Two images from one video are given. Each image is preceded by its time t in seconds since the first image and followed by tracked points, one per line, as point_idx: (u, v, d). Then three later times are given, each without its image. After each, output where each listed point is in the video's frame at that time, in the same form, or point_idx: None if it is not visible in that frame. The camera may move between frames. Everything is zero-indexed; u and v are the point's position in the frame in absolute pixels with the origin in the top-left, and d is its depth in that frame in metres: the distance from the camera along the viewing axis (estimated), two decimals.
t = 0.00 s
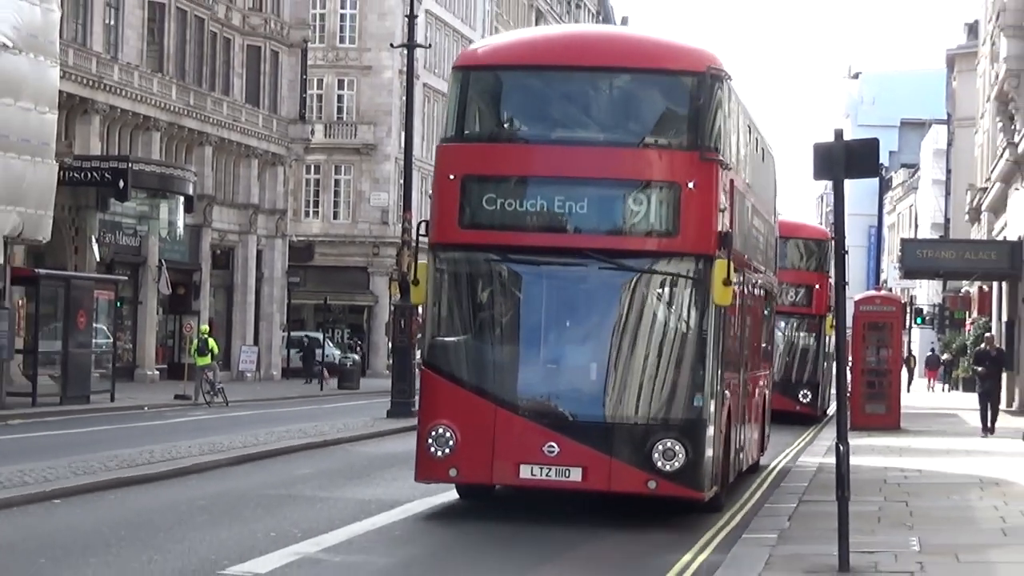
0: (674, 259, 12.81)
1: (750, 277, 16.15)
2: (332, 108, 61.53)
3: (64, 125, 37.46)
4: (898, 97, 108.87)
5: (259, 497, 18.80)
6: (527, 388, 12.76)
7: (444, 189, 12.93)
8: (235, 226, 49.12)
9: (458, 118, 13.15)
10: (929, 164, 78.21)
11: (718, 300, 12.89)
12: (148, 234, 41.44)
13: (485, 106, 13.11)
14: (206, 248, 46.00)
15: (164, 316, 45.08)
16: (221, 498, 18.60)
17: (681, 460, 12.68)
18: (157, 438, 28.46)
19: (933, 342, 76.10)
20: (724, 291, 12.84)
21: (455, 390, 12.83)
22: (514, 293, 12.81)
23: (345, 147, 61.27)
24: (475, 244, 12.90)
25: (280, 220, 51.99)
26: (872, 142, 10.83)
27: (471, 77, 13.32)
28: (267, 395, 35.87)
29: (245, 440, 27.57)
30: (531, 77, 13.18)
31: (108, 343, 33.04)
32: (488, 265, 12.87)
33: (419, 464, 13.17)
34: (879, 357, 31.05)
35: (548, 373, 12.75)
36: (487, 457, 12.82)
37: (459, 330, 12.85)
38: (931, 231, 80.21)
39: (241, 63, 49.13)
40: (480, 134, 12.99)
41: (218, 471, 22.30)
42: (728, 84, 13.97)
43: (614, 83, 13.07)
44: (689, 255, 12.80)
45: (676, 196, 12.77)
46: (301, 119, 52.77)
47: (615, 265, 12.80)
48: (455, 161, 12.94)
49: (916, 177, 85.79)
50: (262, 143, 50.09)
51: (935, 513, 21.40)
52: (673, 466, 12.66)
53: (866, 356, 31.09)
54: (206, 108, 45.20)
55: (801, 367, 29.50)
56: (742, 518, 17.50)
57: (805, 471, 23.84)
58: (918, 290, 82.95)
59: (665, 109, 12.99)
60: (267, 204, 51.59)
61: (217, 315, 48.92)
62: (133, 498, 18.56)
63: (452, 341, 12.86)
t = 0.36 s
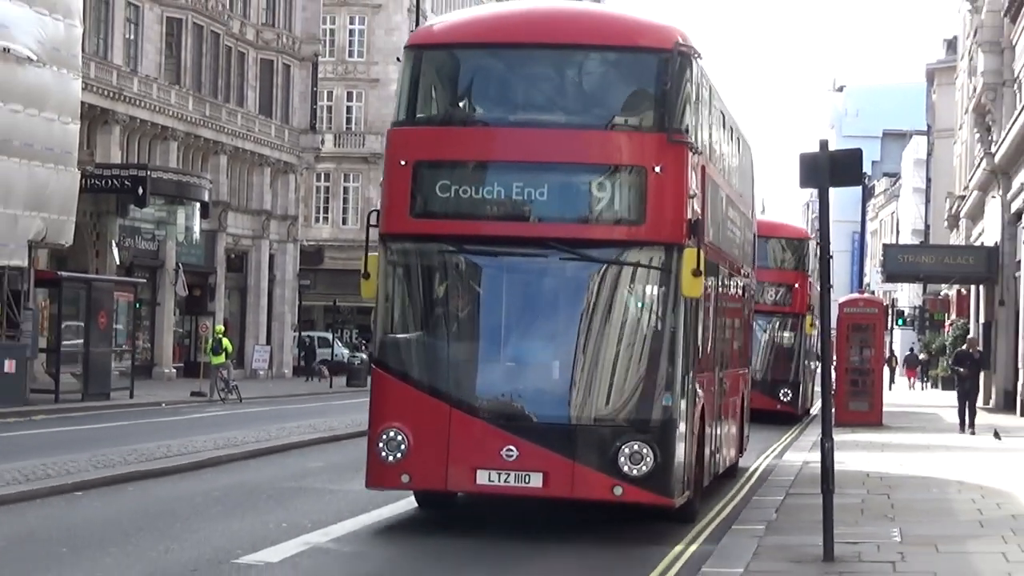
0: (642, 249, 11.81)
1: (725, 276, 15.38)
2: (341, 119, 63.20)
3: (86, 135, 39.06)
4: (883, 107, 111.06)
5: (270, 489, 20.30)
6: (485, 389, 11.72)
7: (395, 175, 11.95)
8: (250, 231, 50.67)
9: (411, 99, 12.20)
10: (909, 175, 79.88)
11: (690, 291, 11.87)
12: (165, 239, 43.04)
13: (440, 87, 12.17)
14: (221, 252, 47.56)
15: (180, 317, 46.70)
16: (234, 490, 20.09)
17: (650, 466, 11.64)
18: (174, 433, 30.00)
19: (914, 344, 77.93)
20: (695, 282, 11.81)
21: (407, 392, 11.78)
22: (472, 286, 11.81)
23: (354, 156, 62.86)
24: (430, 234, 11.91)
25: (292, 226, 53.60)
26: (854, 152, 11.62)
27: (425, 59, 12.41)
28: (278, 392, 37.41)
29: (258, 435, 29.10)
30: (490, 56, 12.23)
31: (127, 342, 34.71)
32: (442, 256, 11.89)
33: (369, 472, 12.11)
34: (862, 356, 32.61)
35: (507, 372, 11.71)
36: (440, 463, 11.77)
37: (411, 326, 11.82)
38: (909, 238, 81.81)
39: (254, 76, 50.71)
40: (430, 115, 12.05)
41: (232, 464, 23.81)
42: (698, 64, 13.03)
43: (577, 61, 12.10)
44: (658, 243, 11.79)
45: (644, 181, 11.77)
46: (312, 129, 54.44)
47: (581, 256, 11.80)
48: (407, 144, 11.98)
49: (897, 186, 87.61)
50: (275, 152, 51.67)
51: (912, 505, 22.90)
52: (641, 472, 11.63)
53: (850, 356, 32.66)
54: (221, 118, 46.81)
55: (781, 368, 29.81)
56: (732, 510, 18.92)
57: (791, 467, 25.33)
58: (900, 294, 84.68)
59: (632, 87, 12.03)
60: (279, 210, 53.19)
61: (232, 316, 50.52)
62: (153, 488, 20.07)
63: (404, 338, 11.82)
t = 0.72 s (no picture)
0: (606, 249, 11.01)
1: (703, 278, 14.71)
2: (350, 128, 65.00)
3: (107, 145, 40.71)
4: (869, 114, 113.36)
5: (281, 484, 21.72)
6: (439, 398, 10.93)
7: (342, 165, 11.18)
8: (263, 237, 52.21)
9: (360, 84, 11.43)
10: (894, 184, 81.79)
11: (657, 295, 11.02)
12: (182, 244, 44.69)
13: (392, 72, 11.39)
14: (235, 257, 49.19)
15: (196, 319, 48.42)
16: (246, 485, 21.51)
17: (613, 483, 10.81)
18: (189, 430, 31.53)
19: (896, 347, 79.90)
20: (663, 286, 10.97)
21: (352, 402, 10.98)
22: (426, 287, 11.04)
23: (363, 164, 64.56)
24: (380, 230, 11.13)
25: (304, 232, 55.31)
26: (839, 161, 12.60)
27: (378, 40, 11.64)
28: (288, 391, 39.03)
29: (269, 433, 30.58)
30: (448, 38, 11.44)
31: (147, 342, 36.31)
32: (392, 256, 11.12)
33: (311, 489, 11.29)
34: (848, 357, 34.19)
35: (460, 381, 10.93)
36: (386, 480, 10.98)
37: (358, 331, 11.04)
38: (895, 245, 83.73)
39: (268, 88, 52.34)
40: (380, 102, 11.29)
41: (244, 460, 25.26)
42: (671, 48, 12.25)
43: (540, 44, 11.28)
44: (625, 243, 10.99)
45: (611, 175, 10.98)
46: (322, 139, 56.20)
47: (542, 256, 11.00)
48: (354, 135, 11.22)
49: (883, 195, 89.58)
50: (288, 161, 53.28)
51: (892, 498, 24.44)
52: (603, 491, 10.79)
53: (836, 356, 34.25)
54: (236, 129, 48.44)
55: (763, 369, 29.95)
56: (722, 504, 20.45)
57: (777, 464, 26.91)
58: (884, 299, 86.63)
59: (598, 74, 11.22)
60: (291, 217, 54.87)
61: (245, 318, 52.23)
62: (170, 482, 21.51)
63: (351, 343, 11.03)
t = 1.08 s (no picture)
0: (568, 240, 9.73)
1: (680, 274, 13.87)
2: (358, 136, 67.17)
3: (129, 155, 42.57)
4: (857, 125, 116.01)
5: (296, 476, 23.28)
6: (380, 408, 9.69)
7: (273, 150, 9.95)
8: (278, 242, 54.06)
9: (297, 57, 10.24)
10: (878, 189, 84.17)
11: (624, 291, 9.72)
12: (201, 250, 46.54)
13: (333, 45, 10.20)
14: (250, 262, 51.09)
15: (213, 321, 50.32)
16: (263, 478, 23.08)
17: (573, 503, 9.56)
18: (208, 427, 33.24)
19: (879, 346, 82.33)
20: (628, 282, 9.62)
21: (282, 409, 9.77)
22: (371, 284, 9.77)
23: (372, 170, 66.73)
24: (319, 219, 9.90)
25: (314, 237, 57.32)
26: (825, 168, 13.56)
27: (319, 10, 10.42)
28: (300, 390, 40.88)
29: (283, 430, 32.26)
30: (397, 8, 10.25)
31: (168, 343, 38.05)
32: (328, 247, 9.87)
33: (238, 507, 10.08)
34: (835, 355, 35.86)
35: (405, 387, 9.67)
36: (321, 498, 9.78)
37: (292, 332, 9.81)
38: (878, 248, 86.17)
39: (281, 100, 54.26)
40: (316, 80, 10.10)
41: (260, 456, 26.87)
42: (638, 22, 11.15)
43: (497, 16, 10.13)
44: (586, 234, 9.72)
45: (573, 160, 9.75)
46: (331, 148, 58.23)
47: (494, 249, 9.72)
48: (288, 112, 10.02)
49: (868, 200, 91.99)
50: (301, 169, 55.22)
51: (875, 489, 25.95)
52: (563, 510, 9.55)
53: (823, 354, 35.90)
54: (251, 140, 50.36)
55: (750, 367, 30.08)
56: (716, 496, 22.17)
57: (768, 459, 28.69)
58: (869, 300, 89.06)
59: (559, 47, 10.04)
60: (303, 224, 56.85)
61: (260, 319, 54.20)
62: (191, 476, 23.06)
63: (282, 346, 9.79)
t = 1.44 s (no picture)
0: (520, 231, 8.77)
1: (654, 267, 13.24)
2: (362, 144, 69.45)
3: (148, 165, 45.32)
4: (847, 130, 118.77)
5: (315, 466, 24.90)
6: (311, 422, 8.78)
7: (186, 135, 9.08)
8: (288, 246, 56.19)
9: (220, 28, 9.30)
10: (866, 193, 86.53)
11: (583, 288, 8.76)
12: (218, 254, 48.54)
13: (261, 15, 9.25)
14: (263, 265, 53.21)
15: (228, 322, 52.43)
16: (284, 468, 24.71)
17: (524, 527, 8.65)
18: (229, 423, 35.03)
19: (865, 346, 84.83)
20: (585, 278, 8.65)
21: (202, 425, 8.87)
22: (304, 283, 8.86)
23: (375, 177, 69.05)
24: (242, 213, 9.00)
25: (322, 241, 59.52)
26: (815, 176, 14.83)
27: None
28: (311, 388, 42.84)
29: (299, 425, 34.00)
30: None
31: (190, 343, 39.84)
32: (255, 245, 8.99)
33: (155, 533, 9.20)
34: (825, 352, 37.80)
35: (340, 399, 8.76)
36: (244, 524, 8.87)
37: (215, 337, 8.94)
38: (866, 250, 88.66)
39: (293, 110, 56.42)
40: (240, 56, 9.21)
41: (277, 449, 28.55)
42: None
43: None
44: (540, 223, 8.78)
45: (521, 144, 8.81)
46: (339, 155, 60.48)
47: (436, 242, 8.79)
48: (208, 94, 9.12)
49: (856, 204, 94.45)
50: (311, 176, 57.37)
51: (863, 481, 27.63)
52: (513, 536, 8.65)
53: (814, 351, 37.86)
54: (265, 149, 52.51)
55: (739, 366, 31.76)
56: (711, 488, 23.92)
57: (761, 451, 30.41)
58: (856, 300, 91.51)
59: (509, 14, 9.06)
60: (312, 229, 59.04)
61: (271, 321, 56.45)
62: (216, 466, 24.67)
63: (202, 353, 8.94)
